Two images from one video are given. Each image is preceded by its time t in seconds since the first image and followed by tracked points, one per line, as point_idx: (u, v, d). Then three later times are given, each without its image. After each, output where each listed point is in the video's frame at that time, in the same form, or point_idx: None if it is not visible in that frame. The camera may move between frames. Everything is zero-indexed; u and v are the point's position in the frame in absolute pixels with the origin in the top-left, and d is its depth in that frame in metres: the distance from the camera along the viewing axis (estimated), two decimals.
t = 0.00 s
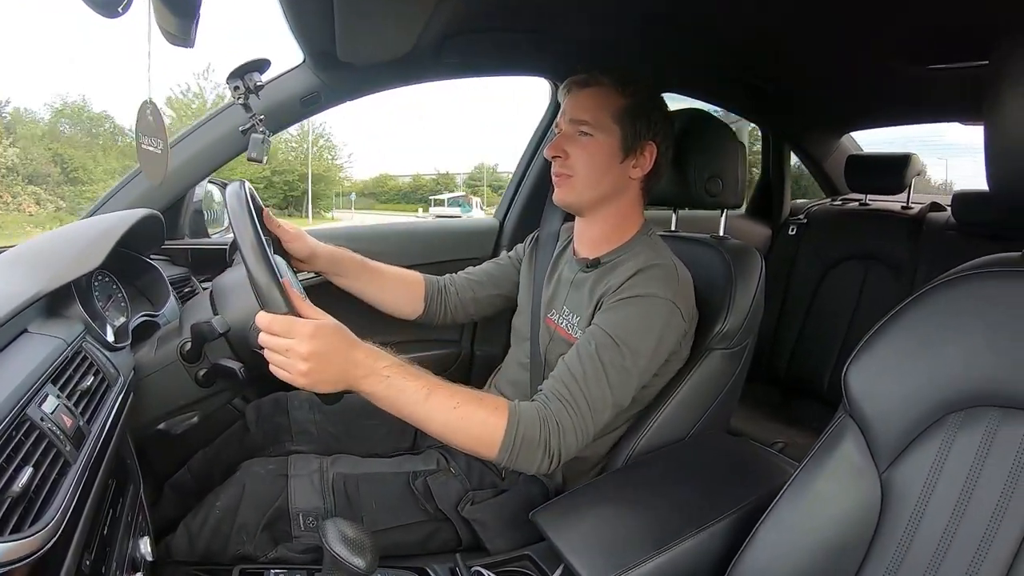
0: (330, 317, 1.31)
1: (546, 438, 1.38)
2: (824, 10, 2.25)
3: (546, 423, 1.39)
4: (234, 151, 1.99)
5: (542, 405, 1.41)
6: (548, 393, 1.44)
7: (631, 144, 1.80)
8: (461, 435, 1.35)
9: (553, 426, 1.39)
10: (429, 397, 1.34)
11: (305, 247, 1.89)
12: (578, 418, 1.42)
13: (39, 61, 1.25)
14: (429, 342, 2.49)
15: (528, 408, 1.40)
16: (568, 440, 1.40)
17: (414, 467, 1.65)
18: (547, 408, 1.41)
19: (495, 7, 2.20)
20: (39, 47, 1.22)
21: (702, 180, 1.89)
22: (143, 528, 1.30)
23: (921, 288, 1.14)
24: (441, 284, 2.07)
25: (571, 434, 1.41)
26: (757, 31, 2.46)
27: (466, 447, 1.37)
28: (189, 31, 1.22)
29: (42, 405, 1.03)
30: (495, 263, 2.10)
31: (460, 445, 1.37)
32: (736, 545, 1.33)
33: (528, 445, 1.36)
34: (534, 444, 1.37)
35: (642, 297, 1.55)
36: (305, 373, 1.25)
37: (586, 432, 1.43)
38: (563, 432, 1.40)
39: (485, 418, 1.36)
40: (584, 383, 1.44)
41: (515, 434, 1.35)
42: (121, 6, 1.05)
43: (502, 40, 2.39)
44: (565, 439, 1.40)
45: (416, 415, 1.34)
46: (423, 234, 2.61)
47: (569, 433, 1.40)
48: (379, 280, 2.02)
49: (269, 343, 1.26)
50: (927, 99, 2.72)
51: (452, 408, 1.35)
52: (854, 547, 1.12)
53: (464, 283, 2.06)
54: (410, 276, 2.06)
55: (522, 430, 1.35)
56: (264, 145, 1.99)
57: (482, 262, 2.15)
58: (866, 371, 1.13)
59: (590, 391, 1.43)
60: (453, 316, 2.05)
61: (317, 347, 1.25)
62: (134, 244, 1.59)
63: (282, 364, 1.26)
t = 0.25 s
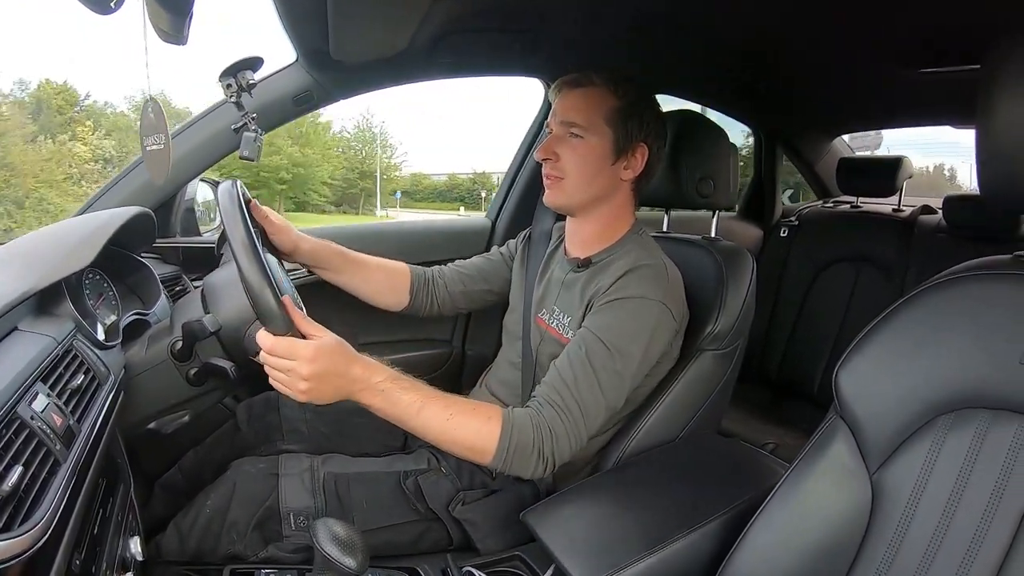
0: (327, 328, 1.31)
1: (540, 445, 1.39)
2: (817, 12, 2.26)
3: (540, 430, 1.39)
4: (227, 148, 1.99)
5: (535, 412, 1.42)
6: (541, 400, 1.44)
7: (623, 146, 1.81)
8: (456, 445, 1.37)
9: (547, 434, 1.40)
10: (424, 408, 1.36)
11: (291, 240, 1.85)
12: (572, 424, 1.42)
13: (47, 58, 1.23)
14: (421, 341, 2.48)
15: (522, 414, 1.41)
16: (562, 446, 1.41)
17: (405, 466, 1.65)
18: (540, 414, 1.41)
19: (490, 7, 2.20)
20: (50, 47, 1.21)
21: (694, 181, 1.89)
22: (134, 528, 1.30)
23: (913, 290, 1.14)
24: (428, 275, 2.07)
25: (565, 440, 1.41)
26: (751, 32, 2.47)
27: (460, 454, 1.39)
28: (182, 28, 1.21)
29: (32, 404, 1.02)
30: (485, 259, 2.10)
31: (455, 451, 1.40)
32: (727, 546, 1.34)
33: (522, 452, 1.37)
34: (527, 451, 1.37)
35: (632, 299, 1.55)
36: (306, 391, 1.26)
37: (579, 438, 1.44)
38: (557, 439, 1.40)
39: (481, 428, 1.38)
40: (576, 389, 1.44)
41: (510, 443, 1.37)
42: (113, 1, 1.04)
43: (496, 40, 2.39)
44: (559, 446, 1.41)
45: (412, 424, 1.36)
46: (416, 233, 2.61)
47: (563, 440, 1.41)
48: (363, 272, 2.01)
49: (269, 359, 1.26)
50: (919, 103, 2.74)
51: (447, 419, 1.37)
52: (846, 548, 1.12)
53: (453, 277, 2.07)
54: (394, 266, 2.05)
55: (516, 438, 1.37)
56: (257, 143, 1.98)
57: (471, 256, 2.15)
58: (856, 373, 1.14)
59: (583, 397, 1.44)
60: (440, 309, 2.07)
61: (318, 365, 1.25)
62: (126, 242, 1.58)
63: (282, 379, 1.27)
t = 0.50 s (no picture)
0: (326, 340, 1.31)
1: (531, 452, 1.41)
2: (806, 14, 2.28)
3: (531, 437, 1.41)
4: (218, 152, 1.98)
5: (526, 419, 1.43)
6: (532, 406, 1.45)
7: (615, 148, 1.81)
8: (451, 453, 1.40)
9: (539, 441, 1.42)
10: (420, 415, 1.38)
11: (280, 239, 1.84)
12: (562, 430, 1.44)
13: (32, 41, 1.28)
14: (414, 344, 2.48)
15: (514, 421, 1.42)
16: (553, 452, 1.43)
17: (397, 469, 1.65)
18: (531, 422, 1.43)
19: (481, 10, 2.20)
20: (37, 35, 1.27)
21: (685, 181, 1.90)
22: (128, 534, 1.29)
23: (905, 288, 1.15)
24: (419, 273, 2.08)
25: (556, 446, 1.43)
26: (741, 34, 2.48)
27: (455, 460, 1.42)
28: (173, 32, 1.21)
29: (24, 410, 1.01)
30: (477, 258, 2.09)
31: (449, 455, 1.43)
32: (721, 545, 1.34)
33: (514, 459, 1.40)
34: (519, 457, 1.40)
35: (623, 302, 1.55)
36: (308, 406, 1.28)
37: (570, 443, 1.45)
38: (548, 446, 1.42)
39: (476, 436, 1.40)
40: (567, 395, 1.45)
41: (503, 450, 1.39)
42: (104, 4, 1.05)
43: (488, 43, 2.40)
44: (551, 451, 1.43)
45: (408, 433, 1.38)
46: (407, 237, 2.61)
47: (555, 446, 1.43)
48: (350, 269, 2.00)
49: (270, 377, 1.27)
50: (908, 103, 2.75)
51: (443, 429, 1.39)
52: (842, 547, 1.12)
53: (443, 274, 2.07)
54: (383, 265, 2.05)
55: (508, 447, 1.39)
56: (248, 147, 1.97)
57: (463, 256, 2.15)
58: (848, 370, 1.14)
59: (573, 404, 1.45)
60: (430, 308, 2.08)
61: (319, 383, 1.26)
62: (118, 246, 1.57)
63: (282, 394, 1.28)
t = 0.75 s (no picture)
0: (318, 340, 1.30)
1: (523, 452, 1.41)
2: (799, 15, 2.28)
3: (523, 437, 1.41)
4: (210, 152, 1.97)
5: (518, 419, 1.43)
6: (523, 407, 1.45)
7: (602, 150, 1.81)
8: (444, 453, 1.39)
9: (530, 441, 1.42)
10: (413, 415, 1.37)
11: (272, 240, 1.84)
12: (553, 431, 1.44)
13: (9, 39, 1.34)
14: (408, 345, 2.48)
15: (506, 421, 1.42)
16: (544, 453, 1.43)
17: (390, 469, 1.64)
18: (524, 422, 1.43)
19: (475, 10, 2.20)
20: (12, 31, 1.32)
21: (679, 182, 1.90)
22: (120, 536, 1.28)
23: (897, 289, 1.15)
24: (412, 277, 2.07)
25: (548, 446, 1.43)
26: (735, 35, 2.48)
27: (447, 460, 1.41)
28: (168, 33, 1.20)
29: (16, 411, 1.01)
30: (470, 260, 2.10)
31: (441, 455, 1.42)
32: (715, 546, 1.34)
33: (506, 459, 1.40)
34: (511, 458, 1.40)
35: (615, 303, 1.56)
36: (302, 406, 1.27)
37: (562, 443, 1.45)
38: (539, 446, 1.42)
39: (468, 436, 1.40)
40: (559, 395, 1.45)
41: (495, 450, 1.39)
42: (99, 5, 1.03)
43: (482, 44, 2.39)
44: (542, 451, 1.43)
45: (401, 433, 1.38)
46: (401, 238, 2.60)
47: (546, 446, 1.43)
48: (343, 272, 1.99)
49: (263, 376, 1.26)
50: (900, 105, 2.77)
51: (435, 430, 1.38)
52: (834, 547, 1.13)
53: (437, 277, 2.07)
54: (377, 269, 2.04)
55: (501, 447, 1.39)
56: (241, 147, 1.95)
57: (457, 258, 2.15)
58: (840, 372, 1.14)
59: (565, 404, 1.45)
60: (425, 310, 2.08)
61: (312, 383, 1.26)
62: (110, 247, 1.56)
63: (275, 394, 1.28)
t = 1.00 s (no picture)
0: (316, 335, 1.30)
1: (519, 448, 1.41)
2: (796, 13, 2.28)
3: (520, 432, 1.41)
4: (207, 150, 1.97)
5: (514, 415, 1.43)
6: (520, 401, 1.46)
7: (598, 145, 1.81)
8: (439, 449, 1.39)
9: (526, 436, 1.42)
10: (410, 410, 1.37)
11: (270, 239, 1.83)
12: (550, 426, 1.44)
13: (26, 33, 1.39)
14: (404, 343, 2.48)
15: (503, 416, 1.42)
16: (541, 448, 1.43)
17: (387, 467, 1.65)
18: (520, 417, 1.43)
19: (470, 8, 2.20)
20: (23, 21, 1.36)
21: (676, 181, 1.91)
22: (117, 535, 1.28)
23: (893, 287, 1.15)
24: (408, 275, 2.07)
25: (544, 441, 1.43)
26: (731, 33, 2.49)
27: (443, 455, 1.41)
28: (162, 29, 1.20)
29: (12, 410, 1.01)
30: (467, 258, 2.10)
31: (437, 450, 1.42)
32: (712, 543, 1.34)
33: (503, 455, 1.39)
34: (508, 453, 1.40)
35: (612, 300, 1.56)
36: (297, 401, 1.26)
37: (558, 439, 1.45)
38: (536, 441, 1.42)
39: (463, 434, 1.39)
40: (555, 390, 1.45)
41: (492, 446, 1.39)
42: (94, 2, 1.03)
43: (480, 42, 2.39)
44: (538, 447, 1.43)
45: (397, 429, 1.37)
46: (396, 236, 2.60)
47: (542, 442, 1.43)
48: (342, 271, 1.99)
49: (259, 371, 1.25)
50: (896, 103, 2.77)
51: (432, 428, 1.38)
52: (831, 543, 1.13)
53: (434, 274, 2.07)
54: (374, 267, 2.04)
55: (498, 442, 1.39)
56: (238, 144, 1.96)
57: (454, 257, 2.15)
58: (836, 369, 1.14)
59: (561, 400, 1.45)
60: (422, 309, 2.08)
61: (308, 378, 1.25)
62: (106, 245, 1.56)
63: (270, 389, 1.27)
